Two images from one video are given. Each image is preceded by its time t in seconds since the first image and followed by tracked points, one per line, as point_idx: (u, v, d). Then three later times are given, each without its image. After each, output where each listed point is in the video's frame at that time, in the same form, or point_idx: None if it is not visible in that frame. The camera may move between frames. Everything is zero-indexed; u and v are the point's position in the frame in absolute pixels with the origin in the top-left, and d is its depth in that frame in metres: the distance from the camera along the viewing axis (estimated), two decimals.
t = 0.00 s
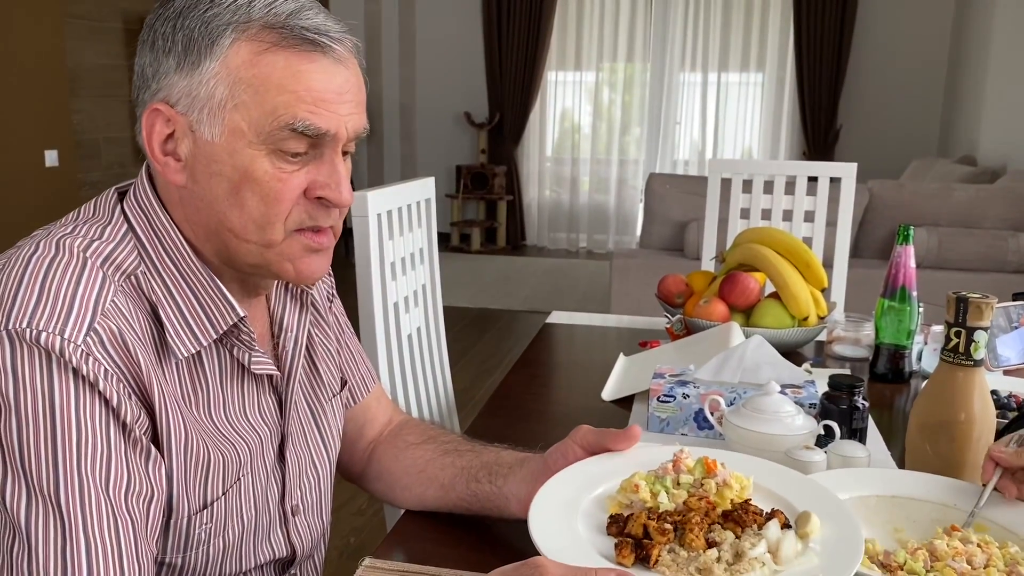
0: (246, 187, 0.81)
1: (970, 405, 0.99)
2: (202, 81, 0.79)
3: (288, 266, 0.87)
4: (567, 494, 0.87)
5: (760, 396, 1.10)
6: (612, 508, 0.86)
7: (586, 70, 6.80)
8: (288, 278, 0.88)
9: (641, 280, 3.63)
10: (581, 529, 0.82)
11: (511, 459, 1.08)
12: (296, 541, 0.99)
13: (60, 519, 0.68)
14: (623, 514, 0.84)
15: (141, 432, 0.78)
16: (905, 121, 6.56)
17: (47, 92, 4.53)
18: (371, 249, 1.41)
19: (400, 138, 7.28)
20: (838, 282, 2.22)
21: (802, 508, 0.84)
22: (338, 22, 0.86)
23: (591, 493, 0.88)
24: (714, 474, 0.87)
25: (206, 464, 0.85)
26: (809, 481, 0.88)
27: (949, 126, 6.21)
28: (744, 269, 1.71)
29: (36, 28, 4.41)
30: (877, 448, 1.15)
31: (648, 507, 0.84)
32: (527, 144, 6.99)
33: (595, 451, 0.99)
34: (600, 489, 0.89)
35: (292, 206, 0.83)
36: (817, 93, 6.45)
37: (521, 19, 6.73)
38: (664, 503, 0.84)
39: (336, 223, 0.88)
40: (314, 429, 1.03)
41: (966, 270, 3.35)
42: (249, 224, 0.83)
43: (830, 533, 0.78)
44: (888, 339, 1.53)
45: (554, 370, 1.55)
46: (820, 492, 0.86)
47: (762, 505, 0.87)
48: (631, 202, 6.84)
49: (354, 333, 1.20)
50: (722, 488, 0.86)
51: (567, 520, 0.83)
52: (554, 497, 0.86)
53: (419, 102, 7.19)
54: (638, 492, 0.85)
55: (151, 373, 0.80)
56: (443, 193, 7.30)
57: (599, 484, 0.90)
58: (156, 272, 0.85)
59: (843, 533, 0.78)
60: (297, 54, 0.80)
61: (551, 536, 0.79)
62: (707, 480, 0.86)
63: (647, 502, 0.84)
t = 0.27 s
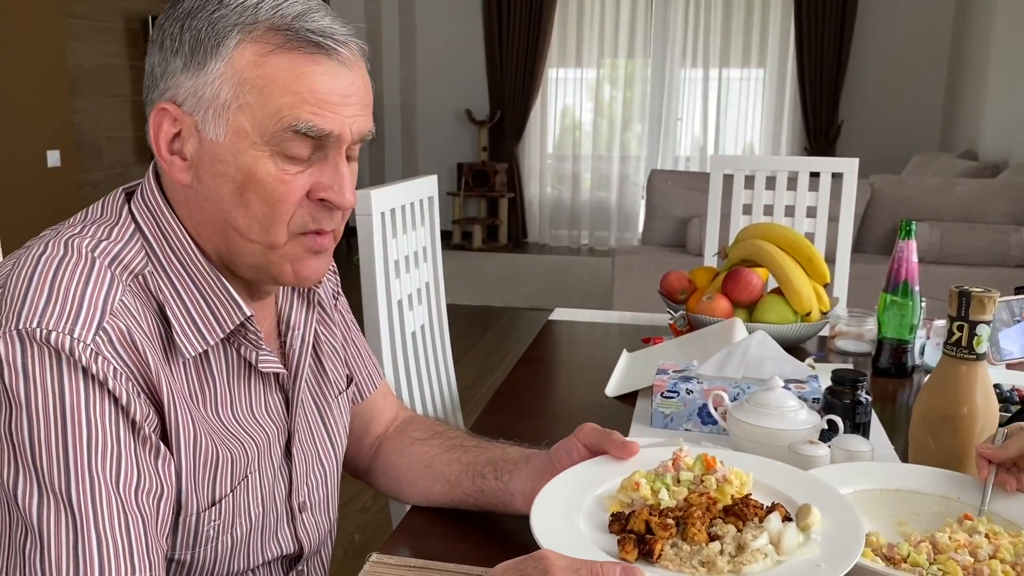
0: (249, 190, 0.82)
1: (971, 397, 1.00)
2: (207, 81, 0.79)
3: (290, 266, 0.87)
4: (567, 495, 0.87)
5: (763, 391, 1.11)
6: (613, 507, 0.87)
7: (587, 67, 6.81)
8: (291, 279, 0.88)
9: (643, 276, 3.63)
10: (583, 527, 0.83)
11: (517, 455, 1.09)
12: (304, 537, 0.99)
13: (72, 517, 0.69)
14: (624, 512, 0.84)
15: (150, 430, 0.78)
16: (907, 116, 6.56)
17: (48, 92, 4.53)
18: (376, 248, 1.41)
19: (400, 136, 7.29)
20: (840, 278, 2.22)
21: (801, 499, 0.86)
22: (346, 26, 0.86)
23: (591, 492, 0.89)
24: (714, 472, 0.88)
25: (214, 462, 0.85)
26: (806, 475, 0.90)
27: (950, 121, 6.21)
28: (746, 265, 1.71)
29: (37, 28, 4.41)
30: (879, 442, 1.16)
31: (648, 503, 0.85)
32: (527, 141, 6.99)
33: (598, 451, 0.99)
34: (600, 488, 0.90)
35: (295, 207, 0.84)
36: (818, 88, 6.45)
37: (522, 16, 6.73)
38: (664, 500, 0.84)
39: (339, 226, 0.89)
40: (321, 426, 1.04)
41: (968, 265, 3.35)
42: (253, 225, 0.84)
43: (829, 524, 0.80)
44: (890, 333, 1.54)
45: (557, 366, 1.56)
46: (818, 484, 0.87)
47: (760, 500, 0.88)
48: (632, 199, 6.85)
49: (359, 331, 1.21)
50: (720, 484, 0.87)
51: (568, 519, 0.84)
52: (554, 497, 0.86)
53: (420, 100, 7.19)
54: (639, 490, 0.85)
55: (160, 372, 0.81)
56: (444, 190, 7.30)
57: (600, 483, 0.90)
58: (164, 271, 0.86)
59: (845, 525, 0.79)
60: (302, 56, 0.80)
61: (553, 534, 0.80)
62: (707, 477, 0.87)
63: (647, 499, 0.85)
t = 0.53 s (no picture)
0: (224, 184, 0.83)
1: (976, 393, 1.00)
2: (186, 73, 0.81)
3: (265, 265, 0.87)
4: (567, 491, 0.88)
5: (766, 387, 1.11)
6: (614, 501, 0.87)
7: (589, 64, 6.80)
8: (266, 277, 0.88)
9: (647, 274, 3.64)
10: (584, 523, 0.84)
11: (520, 452, 1.09)
12: (310, 537, 1.00)
13: (82, 516, 0.69)
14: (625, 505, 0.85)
15: (159, 430, 0.79)
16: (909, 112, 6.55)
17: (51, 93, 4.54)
18: (379, 246, 1.42)
19: (403, 134, 7.29)
20: (843, 274, 2.22)
21: (801, 483, 0.87)
22: (336, 24, 0.85)
23: (592, 488, 0.89)
24: (713, 459, 0.88)
25: (222, 463, 0.86)
26: (806, 461, 0.91)
27: (953, 117, 6.20)
28: (749, 262, 1.72)
29: (40, 30, 4.43)
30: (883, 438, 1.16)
31: (648, 496, 0.85)
32: (530, 139, 6.99)
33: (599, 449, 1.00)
34: (602, 484, 0.90)
35: (267, 204, 0.84)
36: (820, 84, 6.44)
37: (524, 13, 6.73)
38: (664, 491, 0.85)
39: (321, 230, 0.87)
40: (328, 427, 1.05)
41: (972, 260, 3.35)
42: (228, 220, 0.85)
43: (829, 507, 0.81)
44: (894, 330, 1.54)
45: (560, 364, 1.56)
46: (816, 471, 0.88)
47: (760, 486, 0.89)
48: (635, 196, 6.85)
49: (367, 331, 1.22)
50: (720, 472, 0.87)
51: (570, 514, 0.85)
52: (556, 493, 0.87)
53: (422, 99, 7.19)
54: (638, 484, 0.86)
55: (167, 373, 0.82)
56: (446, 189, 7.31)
57: (602, 478, 0.91)
58: (171, 272, 0.87)
59: (844, 508, 0.80)
60: (271, 51, 0.80)
61: (553, 529, 0.81)
62: (706, 465, 0.88)
63: (648, 492, 0.85)
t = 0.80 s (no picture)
0: (218, 184, 0.84)
1: (982, 386, 1.01)
2: (183, 73, 0.82)
3: (258, 265, 0.88)
4: (571, 491, 0.88)
5: (771, 383, 1.12)
6: (619, 499, 0.88)
7: (591, 61, 6.80)
8: (259, 276, 0.89)
9: (650, 271, 3.64)
10: (589, 519, 0.84)
11: (525, 449, 1.09)
12: (317, 535, 1.00)
13: (92, 515, 0.70)
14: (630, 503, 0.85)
15: (167, 430, 0.80)
16: (913, 108, 6.53)
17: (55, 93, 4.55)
18: (385, 244, 1.42)
19: (406, 132, 7.29)
20: (848, 270, 2.22)
21: (805, 481, 0.87)
22: (331, 24, 0.85)
23: (597, 488, 0.90)
24: (717, 457, 0.89)
25: (229, 461, 0.87)
26: (810, 459, 0.91)
27: (957, 112, 6.19)
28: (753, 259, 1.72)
29: (43, 30, 4.43)
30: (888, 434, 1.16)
31: (652, 494, 0.85)
32: (532, 137, 6.99)
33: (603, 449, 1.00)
34: (606, 484, 0.91)
35: (260, 205, 0.85)
36: (822, 81, 6.43)
37: (526, 10, 6.72)
38: (668, 488, 0.85)
39: (315, 231, 0.88)
40: (335, 425, 1.05)
41: (976, 256, 3.35)
42: (221, 219, 0.85)
43: (834, 502, 0.81)
44: (898, 325, 1.54)
45: (565, 361, 1.57)
46: (820, 467, 0.89)
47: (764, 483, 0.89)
48: (638, 193, 6.85)
49: (374, 329, 1.22)
50: (725, 469, 0.88)
51: (574, 511, 0.85)
52: (560, 492, 0.88)
53: (424, 97, 7.19)
54: (643, 481, 0.86)
55: (175, 373, 0.82)
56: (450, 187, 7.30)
57: (607, 478, 0.91)
58: (178, 272, 0.87)
59: (849, 502, 0.80)
60: (263, 54, 0.80)
61: (557, 526, 0.81)
62: (710, 462, 0.88)
63: (652, 489, 0.86)
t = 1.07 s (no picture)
0: (262, 199, 0.84)
1: (984, 382, 1.01)
2: (212, 94, 0.80)
3: (303, 269, 0.89)
4: (572, 490, 0.89)
5: (775, 380, 1.12)
6: (620, 499, 0.88)
7: (594, 59, 6.79)
8: (305, 279, 0.90)
9: (654, 268, 3.64)
10: (591, 520, 0.84)
11: (527, 448, 1.10)
12: (322, 532, 1.01)
13: (99, 512, 0.70)
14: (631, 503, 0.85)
15: (172, 428, 0.80)
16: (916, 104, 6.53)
17: (58, 93, 4.56)
18: (389, 243, 1.43)
19: (409, 130, 7.29)
20: (851, 267, 2.22)
21: (805, 477, 0.88)
22: (348, 28, 0.85)
23: (597, 486, 0.90)
24: (717, 455, 0.89)
25: (235, 459, 0.87)
26: (811, 455, 0.91)
27: (960, 109, 6.18)
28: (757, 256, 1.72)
29: (47, 30, 4.44)
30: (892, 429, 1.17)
31: (653, 493, 0.86)
32: (535, 134, 6.99)
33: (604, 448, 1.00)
34: (606, 482, 0.91)
35: (308, 214, 0.85)
36: (826, 77, 6.43)
37: (529, 7, 6.71)
38: (668, 487, 0.86)
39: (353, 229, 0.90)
40: (339, 423, 1.06)
41: (979, 252, 3.35)
42: (266, 231, 0.85)
43: (835, 500, 0.82)
44: (902, 322, 1.54)
45: (569, 359, 1.57)
46: (820, 464, 0.89)
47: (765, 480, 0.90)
48: (641, 190, 6.85)
49: (378, 328, 1.23)
50: (725, 466, 0.88)
51: (575, 511, 0.85)
52: (561, 492, 0.88)
53: (427, 95, 7.19)
54: (644, 481, 0.86)
55: (180, 372, 0.83)
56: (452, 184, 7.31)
57: (608, 476, 0.92)
58: (182, 273, 0.88)
59: (850, 500, 0.81)
60: (305, 68, 0.80)
61: (557, 527, 0.81)
62: (711, 460, 0.89)
63: (653, 489, 0.86)
